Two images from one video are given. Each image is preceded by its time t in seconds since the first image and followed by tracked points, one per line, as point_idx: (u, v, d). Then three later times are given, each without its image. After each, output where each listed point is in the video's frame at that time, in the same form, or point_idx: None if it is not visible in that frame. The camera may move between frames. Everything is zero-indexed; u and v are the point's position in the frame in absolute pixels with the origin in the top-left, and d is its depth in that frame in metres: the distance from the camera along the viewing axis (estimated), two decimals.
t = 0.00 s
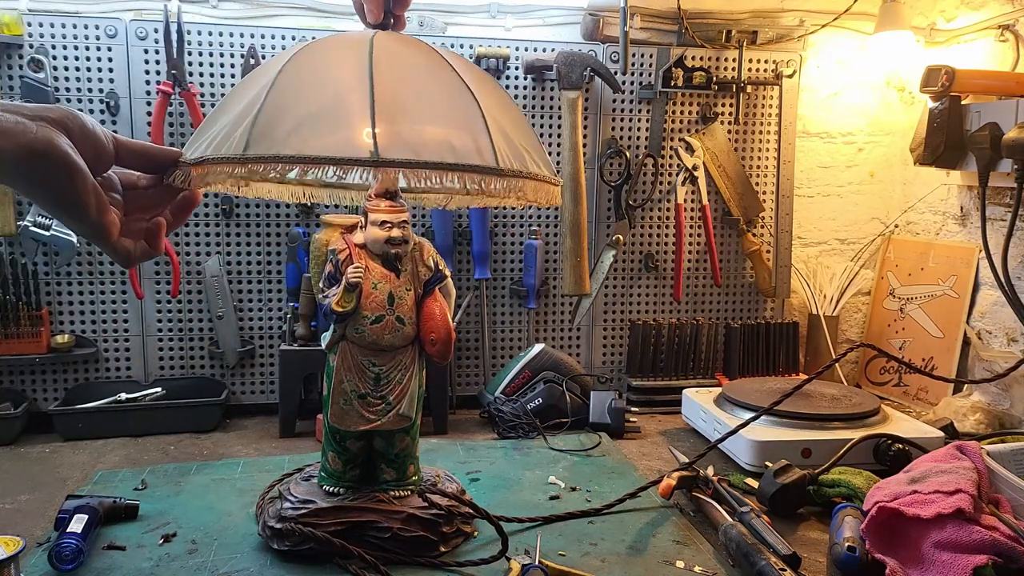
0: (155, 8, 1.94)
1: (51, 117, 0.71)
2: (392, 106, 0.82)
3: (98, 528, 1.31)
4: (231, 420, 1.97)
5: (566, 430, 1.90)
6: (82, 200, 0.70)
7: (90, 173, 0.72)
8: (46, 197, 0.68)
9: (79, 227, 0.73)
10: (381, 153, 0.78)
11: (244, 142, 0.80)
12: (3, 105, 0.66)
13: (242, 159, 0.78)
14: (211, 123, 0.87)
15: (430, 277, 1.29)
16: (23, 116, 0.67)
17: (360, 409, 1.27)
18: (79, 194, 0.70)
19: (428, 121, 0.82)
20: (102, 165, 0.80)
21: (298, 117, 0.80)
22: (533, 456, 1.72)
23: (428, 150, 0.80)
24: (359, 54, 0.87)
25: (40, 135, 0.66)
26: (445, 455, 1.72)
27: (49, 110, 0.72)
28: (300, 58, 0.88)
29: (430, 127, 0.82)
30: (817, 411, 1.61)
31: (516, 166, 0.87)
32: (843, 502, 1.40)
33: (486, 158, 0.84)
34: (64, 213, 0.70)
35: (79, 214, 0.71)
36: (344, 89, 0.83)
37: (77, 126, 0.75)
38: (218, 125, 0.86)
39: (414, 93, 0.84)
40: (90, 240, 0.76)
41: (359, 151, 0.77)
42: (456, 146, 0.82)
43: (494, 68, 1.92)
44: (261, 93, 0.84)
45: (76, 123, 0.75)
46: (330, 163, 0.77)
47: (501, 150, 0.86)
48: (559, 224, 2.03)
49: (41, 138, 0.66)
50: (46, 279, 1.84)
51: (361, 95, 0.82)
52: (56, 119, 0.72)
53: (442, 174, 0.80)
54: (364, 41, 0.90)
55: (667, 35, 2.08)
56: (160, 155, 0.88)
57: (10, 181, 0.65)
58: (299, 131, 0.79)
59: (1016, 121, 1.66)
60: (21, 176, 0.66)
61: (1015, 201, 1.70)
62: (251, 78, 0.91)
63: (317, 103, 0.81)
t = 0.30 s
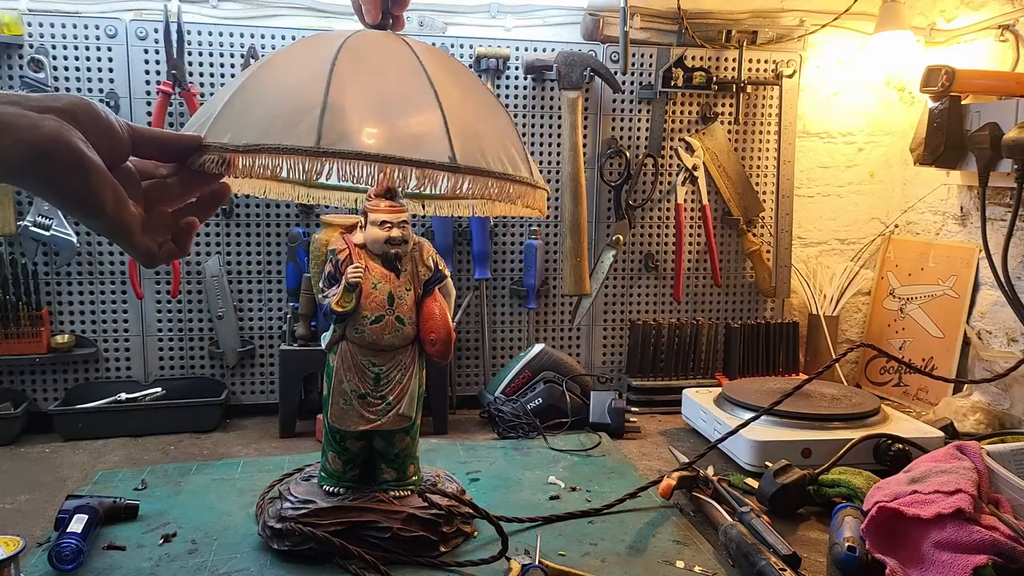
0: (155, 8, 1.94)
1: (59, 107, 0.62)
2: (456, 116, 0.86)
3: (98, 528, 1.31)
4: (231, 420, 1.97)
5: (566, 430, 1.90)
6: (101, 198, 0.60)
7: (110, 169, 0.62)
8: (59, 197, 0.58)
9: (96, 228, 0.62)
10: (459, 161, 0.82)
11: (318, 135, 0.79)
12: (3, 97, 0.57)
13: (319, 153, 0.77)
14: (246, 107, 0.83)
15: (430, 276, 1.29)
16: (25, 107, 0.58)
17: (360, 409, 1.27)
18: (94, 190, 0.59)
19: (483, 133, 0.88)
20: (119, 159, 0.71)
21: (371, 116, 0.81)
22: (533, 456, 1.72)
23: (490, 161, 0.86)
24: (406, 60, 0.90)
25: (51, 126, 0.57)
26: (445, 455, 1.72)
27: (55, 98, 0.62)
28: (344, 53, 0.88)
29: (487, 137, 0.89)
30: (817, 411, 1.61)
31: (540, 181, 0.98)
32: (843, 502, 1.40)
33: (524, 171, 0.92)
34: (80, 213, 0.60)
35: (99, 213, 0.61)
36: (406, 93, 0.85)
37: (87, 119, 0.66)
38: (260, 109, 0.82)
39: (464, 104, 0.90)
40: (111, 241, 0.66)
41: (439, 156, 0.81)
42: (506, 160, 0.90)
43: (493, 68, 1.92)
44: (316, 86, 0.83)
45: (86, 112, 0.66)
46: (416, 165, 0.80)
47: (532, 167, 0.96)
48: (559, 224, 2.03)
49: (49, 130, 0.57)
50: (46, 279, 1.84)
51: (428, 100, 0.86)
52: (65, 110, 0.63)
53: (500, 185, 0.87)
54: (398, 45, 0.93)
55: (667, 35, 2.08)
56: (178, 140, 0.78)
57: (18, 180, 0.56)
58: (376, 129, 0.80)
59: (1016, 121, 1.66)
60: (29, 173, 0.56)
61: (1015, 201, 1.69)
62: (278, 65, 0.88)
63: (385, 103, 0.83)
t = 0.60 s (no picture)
0: (155, 8, 1.94)
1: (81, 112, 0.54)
2: (495, 106, 0.90)
3: (98, 528, 1.31)
4: (231, 420, 1.97)
5: (567, 430, 1.90)
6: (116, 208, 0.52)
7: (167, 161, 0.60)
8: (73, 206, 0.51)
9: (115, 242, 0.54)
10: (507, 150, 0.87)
11: (376, 134, 0.81)
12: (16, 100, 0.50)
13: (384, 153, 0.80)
14: (292, 113, 0.83)
15: (430, 276, 1.29)
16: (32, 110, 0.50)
17: (360, 409, 1.27)
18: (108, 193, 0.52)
19: (517, 121, 0.93)
20: (153, 168, 0.60)
21: (422, 113, 0.84)
22: (533, 457, 1.72)
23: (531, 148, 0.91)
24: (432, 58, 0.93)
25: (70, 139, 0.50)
26: (444, 455, 1.72)
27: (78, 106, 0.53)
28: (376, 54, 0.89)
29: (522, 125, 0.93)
30: (817, 411, 1.61)
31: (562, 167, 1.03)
32: (843, 502, 1.40)
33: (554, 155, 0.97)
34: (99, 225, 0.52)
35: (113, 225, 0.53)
36: (446, 88, 0.88)
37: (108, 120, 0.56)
38: (308, 114, 0.83)
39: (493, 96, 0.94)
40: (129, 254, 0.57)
41: (491, 148, 0.85)
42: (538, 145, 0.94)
43: (493, 68, 1.92)
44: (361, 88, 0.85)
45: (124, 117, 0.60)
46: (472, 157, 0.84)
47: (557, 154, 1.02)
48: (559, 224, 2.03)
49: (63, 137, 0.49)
50: (46, 279, 1.84)
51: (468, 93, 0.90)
52: (91, 122, 0.54)
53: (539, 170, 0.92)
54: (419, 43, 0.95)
55: (667, 35, 2.07)
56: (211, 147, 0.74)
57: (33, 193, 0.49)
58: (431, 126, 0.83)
59: (1016, 121, 1.66)
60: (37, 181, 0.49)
61: (1015, 201, 1.70)
62: (307, 69, 0.89)
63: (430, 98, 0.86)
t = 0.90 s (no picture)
0: (155, 8, 1.94)
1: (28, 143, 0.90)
2: (449, 138, 0.87)
3: (98, 528, 1.31)
4: (231, 420, 1.97)
5: (566, 430, 1.90)
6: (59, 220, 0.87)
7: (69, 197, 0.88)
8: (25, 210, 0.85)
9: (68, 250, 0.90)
10: (454, 191, 0.85)
11: (316, 183, 0.82)
12: None
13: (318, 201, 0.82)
14: (251, 150, 0.86)
15: (430, 277, 1.29)
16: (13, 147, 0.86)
17: (360, 409, 1.27)
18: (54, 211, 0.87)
19: (480, 147, 0.89)
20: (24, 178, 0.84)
21: (368, 151, 0.84)
22: (533, 457, 1.72)
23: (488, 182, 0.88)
24: (402, 80, 0.89)
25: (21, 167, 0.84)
26: (444, 454, 1.72)
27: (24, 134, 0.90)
28: (340, 77, 0.89)
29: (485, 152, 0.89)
30: (818, 411, 1.61)
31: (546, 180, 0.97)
32: (844, 502, 1.40)
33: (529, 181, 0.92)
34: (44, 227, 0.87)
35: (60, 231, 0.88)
36: (396, 121, 0.86)
37: (60, 149, 0.94)
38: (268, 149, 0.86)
39: (464, 120, 0.90)
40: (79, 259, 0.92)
41: (434, 190, 0.84)
42: (506, 173, 0.90)
43: (493, 68, 1.92)
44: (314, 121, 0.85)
45: (61, 147, 0.95)
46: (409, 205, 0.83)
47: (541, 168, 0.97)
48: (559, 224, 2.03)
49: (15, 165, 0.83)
50: (46, 279, 1.84)
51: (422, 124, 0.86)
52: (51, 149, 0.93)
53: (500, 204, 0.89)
54: (394, 59, 0.92)
55: (667, 35, 2.07)
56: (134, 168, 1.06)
57: None
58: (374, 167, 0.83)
59: (1016, 121, 1.66)
60: None
61: (1015, 201, 1.69)
62: (278, 95, 0.89)
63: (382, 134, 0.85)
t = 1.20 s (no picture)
0: (155, 8, 1.94)
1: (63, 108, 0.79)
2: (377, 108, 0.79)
3: (98, 528, 1.31)
4: (231, 420, 1.97)
5: (566, 431, 1.90)
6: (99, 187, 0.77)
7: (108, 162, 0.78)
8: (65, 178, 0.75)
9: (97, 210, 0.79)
10: (357, 152, 0.75)
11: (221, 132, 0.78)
12: (30, 104, 0.74)
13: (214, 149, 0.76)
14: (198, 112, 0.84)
15: (430, 277, 1.30)
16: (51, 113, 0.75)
17: (360, 409, 1.27)
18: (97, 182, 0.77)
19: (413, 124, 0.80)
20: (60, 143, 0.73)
21: (284, 108, 0.78)
22: (533, 457, 1.72)
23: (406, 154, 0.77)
24: (351, 54, 0.84)
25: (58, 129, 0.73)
26: (444, 454, 1.72)
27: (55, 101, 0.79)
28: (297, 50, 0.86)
29: (411, 129, 0.79)
30: (817, 411, 1.61)
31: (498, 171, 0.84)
32: (843, 502, 1.40)
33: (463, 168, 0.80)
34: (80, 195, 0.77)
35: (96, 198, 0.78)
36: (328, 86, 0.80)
37: (96, 118, 0.84)
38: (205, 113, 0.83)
39: (402, 97, 0.82)
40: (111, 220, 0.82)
41: (335, 149, 0.74)
42: (432, 151, 0.79)
43: (494, 68, 1.92)
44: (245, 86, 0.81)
45: (96, 118, 0.84)
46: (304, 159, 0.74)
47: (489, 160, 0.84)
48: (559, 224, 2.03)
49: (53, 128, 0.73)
50: (46, 279, 1.84)
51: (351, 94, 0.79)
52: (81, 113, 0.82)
53: (419, 177, 0.77)
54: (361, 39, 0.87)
55: (667, 35, 2.07)
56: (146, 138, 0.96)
57: (29, 166, 0.72)
58: (279, 121, 0.77)
59: (1016, 121, 1.66)
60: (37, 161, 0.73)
61: (1015, 201, 1.70)
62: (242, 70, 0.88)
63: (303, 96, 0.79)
